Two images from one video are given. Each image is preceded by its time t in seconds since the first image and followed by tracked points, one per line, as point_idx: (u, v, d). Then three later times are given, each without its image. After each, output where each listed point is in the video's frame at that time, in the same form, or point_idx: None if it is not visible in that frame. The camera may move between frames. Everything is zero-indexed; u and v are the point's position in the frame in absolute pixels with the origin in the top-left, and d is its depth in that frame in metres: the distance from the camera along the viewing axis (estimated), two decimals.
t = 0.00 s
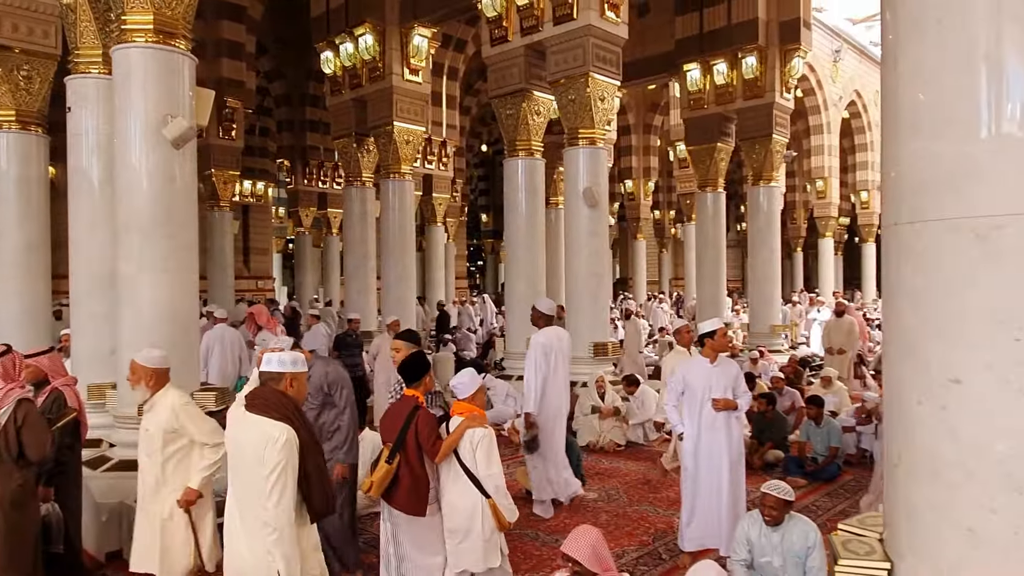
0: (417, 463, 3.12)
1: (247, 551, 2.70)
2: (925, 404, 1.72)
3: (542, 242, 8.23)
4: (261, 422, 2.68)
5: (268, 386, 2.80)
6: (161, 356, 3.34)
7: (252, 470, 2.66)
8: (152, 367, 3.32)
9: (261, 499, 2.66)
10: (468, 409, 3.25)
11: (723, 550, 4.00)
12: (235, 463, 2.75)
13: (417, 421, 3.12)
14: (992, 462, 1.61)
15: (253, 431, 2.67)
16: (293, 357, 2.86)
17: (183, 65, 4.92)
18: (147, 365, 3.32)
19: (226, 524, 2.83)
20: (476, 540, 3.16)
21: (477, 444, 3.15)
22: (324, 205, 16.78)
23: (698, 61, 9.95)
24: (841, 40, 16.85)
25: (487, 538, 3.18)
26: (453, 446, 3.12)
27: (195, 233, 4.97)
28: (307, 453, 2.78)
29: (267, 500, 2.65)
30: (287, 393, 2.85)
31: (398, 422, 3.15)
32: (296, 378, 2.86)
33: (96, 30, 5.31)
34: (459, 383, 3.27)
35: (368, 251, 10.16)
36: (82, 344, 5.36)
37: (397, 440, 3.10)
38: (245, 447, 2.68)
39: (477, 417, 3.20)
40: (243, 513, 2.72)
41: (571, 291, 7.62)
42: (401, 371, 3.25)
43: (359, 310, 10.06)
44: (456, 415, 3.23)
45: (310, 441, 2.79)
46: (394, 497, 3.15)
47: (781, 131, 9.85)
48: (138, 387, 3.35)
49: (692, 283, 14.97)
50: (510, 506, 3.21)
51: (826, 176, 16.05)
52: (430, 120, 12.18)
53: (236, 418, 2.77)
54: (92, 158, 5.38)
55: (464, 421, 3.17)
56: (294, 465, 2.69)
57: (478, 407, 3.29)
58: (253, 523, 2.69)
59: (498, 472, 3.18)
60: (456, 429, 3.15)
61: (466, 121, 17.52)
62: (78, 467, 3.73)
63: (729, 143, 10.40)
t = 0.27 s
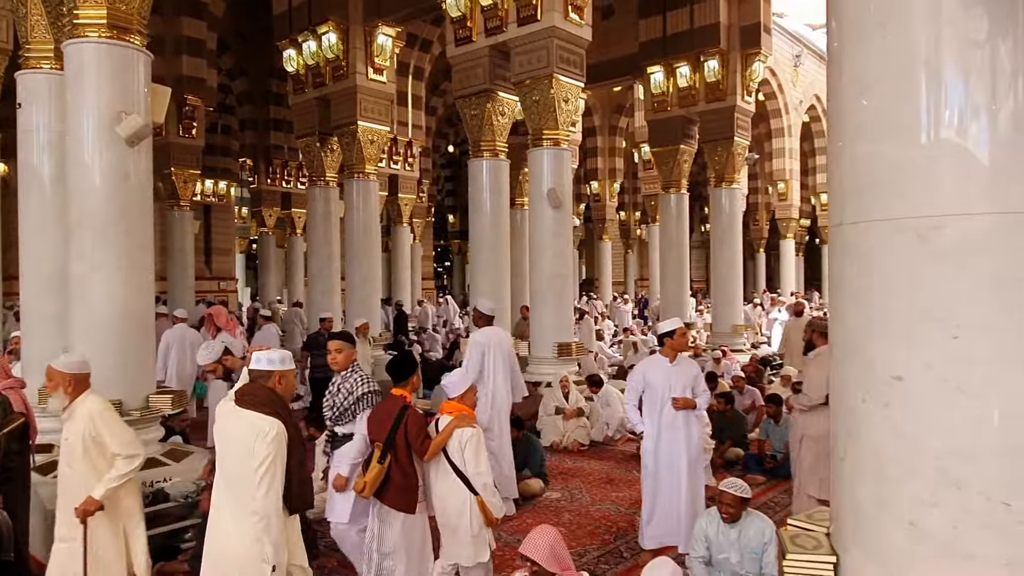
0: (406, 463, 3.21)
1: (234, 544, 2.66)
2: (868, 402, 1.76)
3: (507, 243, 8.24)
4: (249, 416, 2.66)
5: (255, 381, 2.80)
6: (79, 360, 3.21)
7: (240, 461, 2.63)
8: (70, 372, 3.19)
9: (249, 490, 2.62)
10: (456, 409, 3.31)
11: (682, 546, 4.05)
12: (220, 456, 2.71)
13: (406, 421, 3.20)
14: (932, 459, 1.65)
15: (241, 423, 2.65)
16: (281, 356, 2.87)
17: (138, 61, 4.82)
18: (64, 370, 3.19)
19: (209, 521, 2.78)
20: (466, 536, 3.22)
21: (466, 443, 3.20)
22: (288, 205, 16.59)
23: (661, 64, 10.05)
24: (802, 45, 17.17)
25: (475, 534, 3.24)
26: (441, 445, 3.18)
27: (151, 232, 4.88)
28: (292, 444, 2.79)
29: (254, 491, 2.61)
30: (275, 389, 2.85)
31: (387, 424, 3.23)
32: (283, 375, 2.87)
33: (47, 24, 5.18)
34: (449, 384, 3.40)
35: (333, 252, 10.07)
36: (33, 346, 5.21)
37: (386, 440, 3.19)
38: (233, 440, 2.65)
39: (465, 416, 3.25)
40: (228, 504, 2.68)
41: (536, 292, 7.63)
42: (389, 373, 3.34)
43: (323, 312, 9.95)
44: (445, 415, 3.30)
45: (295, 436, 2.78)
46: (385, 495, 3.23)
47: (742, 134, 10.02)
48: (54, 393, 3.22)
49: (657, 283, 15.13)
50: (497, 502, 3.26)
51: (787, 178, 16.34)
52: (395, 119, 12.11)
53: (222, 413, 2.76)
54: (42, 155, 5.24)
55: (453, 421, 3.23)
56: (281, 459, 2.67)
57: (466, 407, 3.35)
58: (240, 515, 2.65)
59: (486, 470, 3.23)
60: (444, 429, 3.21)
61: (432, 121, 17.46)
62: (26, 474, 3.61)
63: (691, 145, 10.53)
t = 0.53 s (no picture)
0: (383, 455, 3.29)
1: (232, 538, 2.58)
2: (806, 396, 1.81)
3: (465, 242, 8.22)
4: (243, 408, 2.66)
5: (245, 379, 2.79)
6: None
7: (235, 451, 2.58)
8: None
9: (246, 479, 2.56)
10: (433, 403, 3.34)
11: (634, 542, 4.09)
12: (211, 452, 2.65)
13: (385, 415, 3.26)
14: (867, 452, 1.70)
15: (235, 413, 2.63)
16: (270, 354, 3.02)
17: (82, 54, 4.68)
18: None
19: (199, 523, 2.68)
20: (437, 528, 3.23)
21: (442, 437, 3.24)
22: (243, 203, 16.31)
23: (619, 66, 10.13)
24: (756, 50, 17.51)
25: (445, 527, 3.25)
26: (418, 439, 3.22)
27: (95, 230, 4.74)
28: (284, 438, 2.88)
29: (252, 482, 2.54)
30: (265, 384, 2.97)
31: (368, 417, 3.31)
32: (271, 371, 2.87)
33: None
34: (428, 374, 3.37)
35: (288, 251, 9.92)
36: None
37: (366, 434, 3.27)
38: (225, 432, 2.61)
39: (442, 410, 3.29)
40: (223, 499, 2.61)
41: (494, 291, 7.63)
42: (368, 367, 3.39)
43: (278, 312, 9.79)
44: (422, 409, 3.33)
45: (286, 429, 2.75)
46: (363, 487, 3.31)
47: (697, 136, 10.18)
48: None
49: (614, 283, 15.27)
50: (470, 496, 3.29)
51: (742, 180, 16.64)
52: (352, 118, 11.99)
53: (211, 410, 2.74)
54: None
55: (430, 414, 3.27)
56: (274, 451, 2.63)
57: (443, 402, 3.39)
58: (237, 506, 2.58)
59: (461, 463, 3.27)
60: (422, 422, 3.25)
61: (391, 120, 17.33)
62: None
63: (648, 146, 10.65)
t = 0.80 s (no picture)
0: (355, 453, 3.25)
1: (220, 524, 2.59)
2: (750, 393, 1.85)
3: (421, 241, 8.18)
4: (227, 398, 2.68)
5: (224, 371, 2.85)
6: None
7: (221, 440, 2.60)
8: None
9: (235, 465, 2.59)
10: (404, 400, 3.32)
11: (588, 539, 4.14)
12: (194, 443, 2.65)
13: (356, 413, 3.21)
14: (808, 447, 1.74)
15: (219, 403, 2.64)
16: (251, 347, 2.94)
17: (21, 45, 4.52)
18: None
19: (183, 513, 2.68)
20: (413, 523, 3.18)
21: (415, 432, 3.23)
22: (194, 201, 15.96)
23: (574, 68, 10.19)
24: (709, 54, 17.83)
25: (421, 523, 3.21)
26: (390, 435, 3.19)
27: (34, 228, 4.58)
28: (269, 424, 2.94)
29: (244, 466, 2.59)
30: (246, 375, 2.94)
31: (337, 415, 3.24)
32: (249, 363, 2.95)
33: None
34: (396, 377, 3.34)
35: (240, 250, 9.73)
36: None
37: (335, 433, 3.21)
38: (208, 421, 2.64)
39: (413, 406, 3.28)
40: (209, 488, 2.61)
41: (450, 291, 7.61)
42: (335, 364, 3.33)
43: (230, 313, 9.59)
44: (394, 406, 3.30)
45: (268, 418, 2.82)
46: (335, 485, 3.26)
47: (651, 138, 10.32)
48: None
49: (571, 282, 15.39)
50: (443, 489, 3.29)
51: (695, 182, 16.93)
52: (306, 115, 11.83)
53: (190, 403, 2.73)
54: None
55: (402, 411, 3.25)
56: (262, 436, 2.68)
57: (414, 398, 3.38)
58: (226, 493, 2.59)
59: (434, 457, 3.27)
60: (393, 419, 3.23)
61: (346, 118, 17.15)
62: None
63: (603, 148, 10.76)
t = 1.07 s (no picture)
0: (327, 445, 3.36)
1: (202, 513, 2.76)
2: (700, 392, 1.88)
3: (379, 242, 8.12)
4: (206, 395, 2.85)
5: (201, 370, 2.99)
6: None
7: (203, 435, 2.77)
8: None
9: (216, 458, 2.76)
10: (375, 393, 3.50)
11: (546, 539, 4.16)
12: (175, 437, 2.81)
13: (328, 407, 3.34)
14: (757, 444, 1.78)
15: (199, 400, 2.80)
16: (226, 347, 3.08)
17: None
18: None
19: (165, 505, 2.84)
20: (387, 510, 3.39)
21: (388, 423, 3.43)
22: (145, 199, 15.56)
23: (533, 69, 10.22)
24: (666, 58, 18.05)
25: (396, 507, 3.42)
26: (364, 427, 3.37)
27: None
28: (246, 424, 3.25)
29: (224, 459, 2.76)
30: (223, 374, 3.06)
31: (308, 410, 3.35)
32: (226, 362, 3.09)
33: None
34: (367, 369, 3.47)
35: (193, 249, 9.54)
36: None
37: (308, 427, 3.32)
38: (189, 417, 2.79)
39: (385, 399, 3.47)
40: (189, 480, 2.77)
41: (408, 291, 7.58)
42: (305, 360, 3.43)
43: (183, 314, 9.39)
44: (365, 399, 3.48)
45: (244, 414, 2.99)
46: (308, 476, 3.36)
47: (609, 140, 10.42)
48: None
49: (531, 283, 15.43)
50: (416, 476, 3.51)
51: (654, 184, 17.12)
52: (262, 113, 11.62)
53: (170, 401, 2.88)
54: None
55: (374, 404, 3.42)
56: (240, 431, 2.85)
57: (383, 391, 3.55)
58: (207, 484, 2.76)
59: (406, 446, 3.48)
60: (365, 411, 3.40)
61: (304, 116, 16.91)
62: None
63: (562, 149, 10.82)
